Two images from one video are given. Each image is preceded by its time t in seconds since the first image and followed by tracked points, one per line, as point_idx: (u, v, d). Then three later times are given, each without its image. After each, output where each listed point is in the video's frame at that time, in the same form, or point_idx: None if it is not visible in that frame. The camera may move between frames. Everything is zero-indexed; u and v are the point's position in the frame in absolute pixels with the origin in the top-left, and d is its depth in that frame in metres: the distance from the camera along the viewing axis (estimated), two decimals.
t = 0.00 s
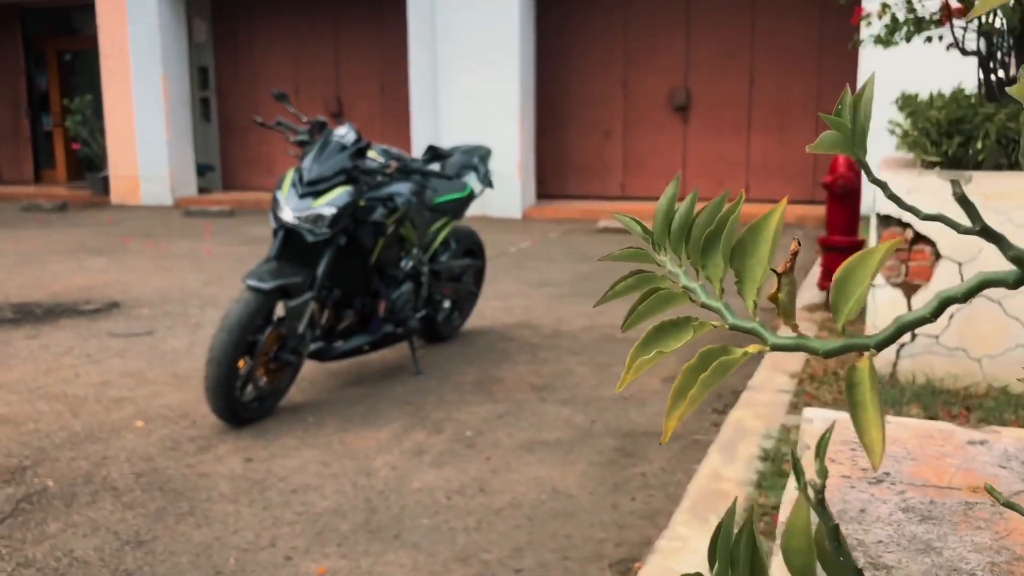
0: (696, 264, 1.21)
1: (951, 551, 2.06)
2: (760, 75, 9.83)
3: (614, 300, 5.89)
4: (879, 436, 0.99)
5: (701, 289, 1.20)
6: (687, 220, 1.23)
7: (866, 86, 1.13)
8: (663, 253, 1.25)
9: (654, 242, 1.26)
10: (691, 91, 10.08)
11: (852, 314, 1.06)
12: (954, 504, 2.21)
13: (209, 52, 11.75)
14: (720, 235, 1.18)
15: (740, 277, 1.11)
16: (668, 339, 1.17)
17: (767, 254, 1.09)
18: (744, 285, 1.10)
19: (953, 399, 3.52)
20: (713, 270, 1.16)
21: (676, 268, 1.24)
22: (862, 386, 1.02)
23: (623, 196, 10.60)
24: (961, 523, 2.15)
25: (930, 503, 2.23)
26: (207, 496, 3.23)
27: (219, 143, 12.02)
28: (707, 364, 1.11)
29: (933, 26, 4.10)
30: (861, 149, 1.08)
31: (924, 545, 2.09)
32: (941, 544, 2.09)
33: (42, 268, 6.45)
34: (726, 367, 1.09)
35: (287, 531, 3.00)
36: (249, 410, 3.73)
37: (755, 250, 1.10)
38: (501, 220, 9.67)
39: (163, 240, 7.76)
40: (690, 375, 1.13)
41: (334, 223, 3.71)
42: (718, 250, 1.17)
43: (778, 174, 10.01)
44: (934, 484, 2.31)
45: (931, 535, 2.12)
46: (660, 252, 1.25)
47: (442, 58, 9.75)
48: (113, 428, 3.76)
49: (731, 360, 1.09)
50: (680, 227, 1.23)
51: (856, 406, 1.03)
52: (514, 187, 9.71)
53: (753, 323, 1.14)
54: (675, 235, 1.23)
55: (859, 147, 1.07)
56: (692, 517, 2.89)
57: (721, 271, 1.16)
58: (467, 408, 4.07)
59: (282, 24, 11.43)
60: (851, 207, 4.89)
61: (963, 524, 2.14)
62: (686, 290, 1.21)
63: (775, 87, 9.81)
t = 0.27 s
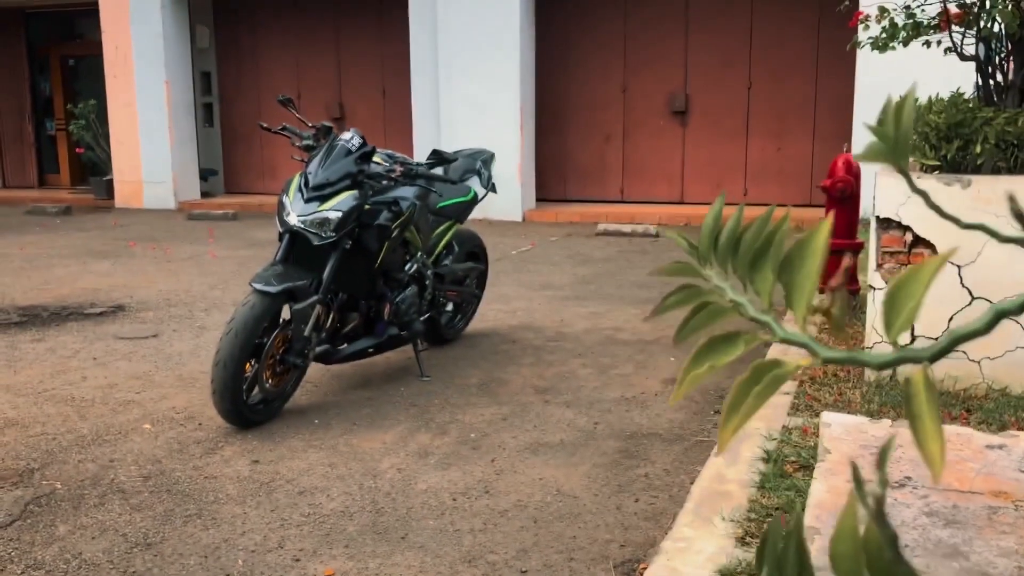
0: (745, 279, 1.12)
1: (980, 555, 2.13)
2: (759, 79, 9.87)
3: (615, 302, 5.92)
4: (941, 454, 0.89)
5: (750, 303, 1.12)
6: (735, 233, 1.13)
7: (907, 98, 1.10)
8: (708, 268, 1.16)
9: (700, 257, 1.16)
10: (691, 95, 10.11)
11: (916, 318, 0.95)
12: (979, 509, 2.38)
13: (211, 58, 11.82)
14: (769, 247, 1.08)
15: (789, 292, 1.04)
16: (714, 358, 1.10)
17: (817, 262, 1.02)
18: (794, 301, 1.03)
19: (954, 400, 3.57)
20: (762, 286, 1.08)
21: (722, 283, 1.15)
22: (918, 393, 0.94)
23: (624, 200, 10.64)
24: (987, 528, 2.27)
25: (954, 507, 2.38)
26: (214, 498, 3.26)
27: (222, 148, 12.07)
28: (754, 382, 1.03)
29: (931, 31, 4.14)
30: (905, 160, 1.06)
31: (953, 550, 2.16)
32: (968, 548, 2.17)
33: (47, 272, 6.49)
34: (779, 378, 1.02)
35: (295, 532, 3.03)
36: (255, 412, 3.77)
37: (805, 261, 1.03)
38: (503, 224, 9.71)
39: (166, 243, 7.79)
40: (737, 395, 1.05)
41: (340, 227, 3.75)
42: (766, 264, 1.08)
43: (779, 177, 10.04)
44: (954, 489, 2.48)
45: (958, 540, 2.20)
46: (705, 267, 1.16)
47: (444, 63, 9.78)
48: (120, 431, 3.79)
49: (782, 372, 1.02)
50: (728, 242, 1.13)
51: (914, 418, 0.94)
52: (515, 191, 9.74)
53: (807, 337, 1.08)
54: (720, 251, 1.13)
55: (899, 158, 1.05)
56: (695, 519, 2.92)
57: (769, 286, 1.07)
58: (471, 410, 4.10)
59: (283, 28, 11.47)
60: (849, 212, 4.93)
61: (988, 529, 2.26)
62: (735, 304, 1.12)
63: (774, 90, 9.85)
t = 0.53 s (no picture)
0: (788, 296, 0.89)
1: (1005, 563, 2.15)
2: (755, 82, 9.90)
3: (612, 305, 5.94)
4: (1001, 468, 0.74)
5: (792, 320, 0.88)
6: (778, 241, 0.91)
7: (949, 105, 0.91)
8: (748, 282, 0.92)
9: (736, 270, 0.93)
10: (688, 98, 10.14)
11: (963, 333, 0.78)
12: (1001, 516, 2.39)
13: (210, 61, 11.84)
14: (816, 261, 0.87)
15: (831, 312, 0.84)
16: (755, 379, 0.88)
17: (865, 276, 0.83)
18: (840, 323, 0.83)
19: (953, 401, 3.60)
20: (806, 303, 0.87)
21: (765, 296, 0.91)
22: (970, 409, 0.78)
23: (620, 203, 10.66)
24: (1008, 535, 2.29)
25: (976, 514, 2.38)
26: (217, 502, 3.27)
27: (219, 151, 12.08)
28: (801, 400, 0.84)
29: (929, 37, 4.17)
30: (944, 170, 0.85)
31: (976, 557, 2.17)
32: (993, 555, 2.18)
33: (47, 275, 6.49)
34: (827, 397, 0.83)
35: (299, 536, 3.04)
36: (258, 416, 3.78)
37: (854, 274, 0.84)
38: (501, 227, 9.72)
39: (165, 246, 7.81)
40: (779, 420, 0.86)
41: (340, 230, 3.76)
42: (811, 280, 0.86)
43: (775, 180, 10.07)
44: (975, 495, 2.49)
45: (982, 547, 2.22)
46: (744, 281, 0.92)
47: (442, 67, 9.80)
48: (122, 434, 3.79)
49: (830, 389, 0.83)
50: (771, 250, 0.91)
51: (967, 436, 0.77)
52: (513, 194, 9.76)
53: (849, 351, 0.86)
54: (762, 264, 0.90)
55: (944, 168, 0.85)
56: (697, 521, 2.93)
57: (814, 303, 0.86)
58: (472, 413, 4.12)
59: (281, 32, 11.48)
60: (847, 215, 4.95)
61: (1010, 537, 2.27)
62: (777, 319, 0.89)
63: (771, 93, 9.87)
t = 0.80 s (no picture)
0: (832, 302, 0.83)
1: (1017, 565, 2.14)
2: (752, 83, 9.91)
3: (610, 306, 5.94)
4: None
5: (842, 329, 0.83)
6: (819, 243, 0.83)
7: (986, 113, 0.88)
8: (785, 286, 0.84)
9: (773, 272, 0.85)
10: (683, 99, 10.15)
11: (1018, 337, 0.76)
12: None
13: (207, 63, 11.85)
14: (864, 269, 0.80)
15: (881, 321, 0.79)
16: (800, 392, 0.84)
17: (914, 284, 0.78)
18: (890, 333, 0.79)
19: (953, 402, 3.60)
20: (851, 313, 0.81)
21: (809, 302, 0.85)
22: None
23: (617, 204, 10.67)
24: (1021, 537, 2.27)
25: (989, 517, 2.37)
26: (219, 505, 3.26)
27: (216, 153, 12.07)
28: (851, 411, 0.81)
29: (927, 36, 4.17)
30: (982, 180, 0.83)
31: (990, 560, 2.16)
32: None
33: (44, 278, 6.48)
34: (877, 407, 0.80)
35: (301, 539, 3.03)
36: (258, 419, 3.78)
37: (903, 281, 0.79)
38: (498, 229, 9.72)
39: (163, 249, 7.80)
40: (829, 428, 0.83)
41: (340, 232, 3.76)
42: (858, 289, 0.80)
43: (772, 181, 10.08)
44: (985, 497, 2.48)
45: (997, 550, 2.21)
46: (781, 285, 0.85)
47: (438, 69, 9.79)
48: (122, 437, 3.78)
49: (880, 397, 0.80)
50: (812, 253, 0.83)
51: None
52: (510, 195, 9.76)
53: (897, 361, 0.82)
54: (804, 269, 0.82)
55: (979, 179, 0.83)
56: (699, 522, 2.94)
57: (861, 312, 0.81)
58: (472, 415, 4.12)
59: (278, 34, 11.47)
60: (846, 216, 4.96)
61: None
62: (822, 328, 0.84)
63: (767, 94, 9.89)
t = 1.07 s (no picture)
0: (885, 307, 0.87)
1: None
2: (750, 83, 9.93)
3: (610, 307, 5.95)
4: None
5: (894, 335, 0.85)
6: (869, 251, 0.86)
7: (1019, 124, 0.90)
8: (838, 292, 0.89)
9: (827, 280, 0.90)
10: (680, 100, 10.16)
11: None
12: None
13: (203, 65, 11.84)
14: (912, 272, 0.83)
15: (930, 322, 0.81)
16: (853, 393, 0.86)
17: (962, 285, 0.80)
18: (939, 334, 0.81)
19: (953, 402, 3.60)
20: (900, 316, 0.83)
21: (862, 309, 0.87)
22: None
23: (614, 205, 10.68)
24: None
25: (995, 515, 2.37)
26: (222, 507, 3.26)
27: (212, 155, 12.06)
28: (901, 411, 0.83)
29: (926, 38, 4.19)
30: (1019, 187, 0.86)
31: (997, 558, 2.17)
32: None
33: (43, 281, 6.47)
34: (926, 411, 0.81)
35: (305, 541, 3.03)
36: (260, 421, 3.77)
37: (950, 281, 0.80)
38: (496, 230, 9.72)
39: (161, 251, 7.79)
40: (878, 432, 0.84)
41: (341, 234, 3.76)
42: (905, 291, 0.83)
43: (769, 182, 10.10)
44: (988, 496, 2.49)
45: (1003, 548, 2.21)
46: (836, 292, 0.89)
47: (436, 70, 9.79)
48: (124, 440, 3.78)
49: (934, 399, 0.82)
50: (865, 261, 0.87)
51: None
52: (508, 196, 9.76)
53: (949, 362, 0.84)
54: (858, 274, 0.87)
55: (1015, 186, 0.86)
56: (703, 523, 2.94)
57: (909, 317, 0.82)
58: (474, 416, 4.12)
59: (275, 35, 11.46)
60: (844, 216, 4.98)
61: None
62: (877, 333, 0.86)
63: (764, 95, 9.91)
